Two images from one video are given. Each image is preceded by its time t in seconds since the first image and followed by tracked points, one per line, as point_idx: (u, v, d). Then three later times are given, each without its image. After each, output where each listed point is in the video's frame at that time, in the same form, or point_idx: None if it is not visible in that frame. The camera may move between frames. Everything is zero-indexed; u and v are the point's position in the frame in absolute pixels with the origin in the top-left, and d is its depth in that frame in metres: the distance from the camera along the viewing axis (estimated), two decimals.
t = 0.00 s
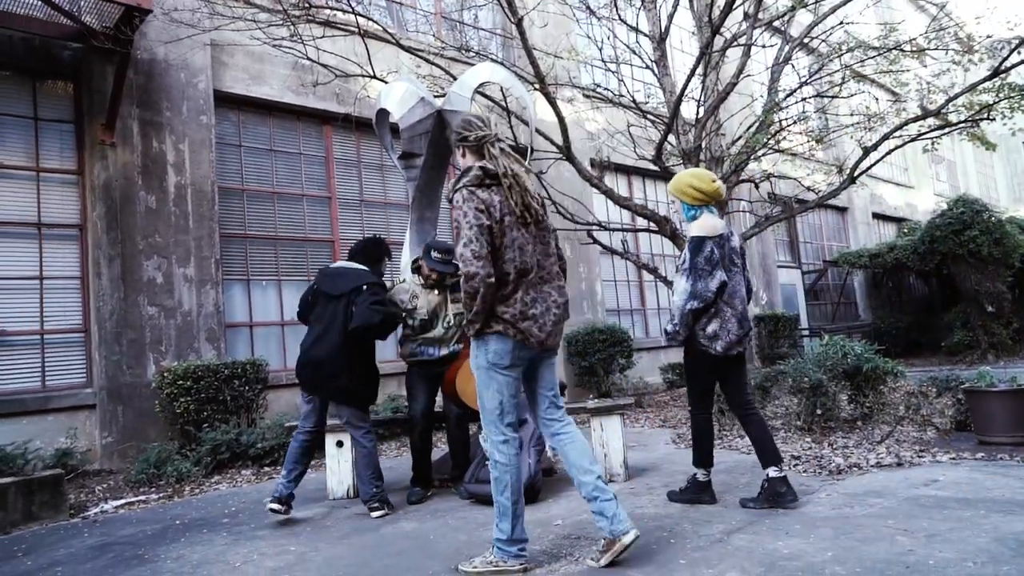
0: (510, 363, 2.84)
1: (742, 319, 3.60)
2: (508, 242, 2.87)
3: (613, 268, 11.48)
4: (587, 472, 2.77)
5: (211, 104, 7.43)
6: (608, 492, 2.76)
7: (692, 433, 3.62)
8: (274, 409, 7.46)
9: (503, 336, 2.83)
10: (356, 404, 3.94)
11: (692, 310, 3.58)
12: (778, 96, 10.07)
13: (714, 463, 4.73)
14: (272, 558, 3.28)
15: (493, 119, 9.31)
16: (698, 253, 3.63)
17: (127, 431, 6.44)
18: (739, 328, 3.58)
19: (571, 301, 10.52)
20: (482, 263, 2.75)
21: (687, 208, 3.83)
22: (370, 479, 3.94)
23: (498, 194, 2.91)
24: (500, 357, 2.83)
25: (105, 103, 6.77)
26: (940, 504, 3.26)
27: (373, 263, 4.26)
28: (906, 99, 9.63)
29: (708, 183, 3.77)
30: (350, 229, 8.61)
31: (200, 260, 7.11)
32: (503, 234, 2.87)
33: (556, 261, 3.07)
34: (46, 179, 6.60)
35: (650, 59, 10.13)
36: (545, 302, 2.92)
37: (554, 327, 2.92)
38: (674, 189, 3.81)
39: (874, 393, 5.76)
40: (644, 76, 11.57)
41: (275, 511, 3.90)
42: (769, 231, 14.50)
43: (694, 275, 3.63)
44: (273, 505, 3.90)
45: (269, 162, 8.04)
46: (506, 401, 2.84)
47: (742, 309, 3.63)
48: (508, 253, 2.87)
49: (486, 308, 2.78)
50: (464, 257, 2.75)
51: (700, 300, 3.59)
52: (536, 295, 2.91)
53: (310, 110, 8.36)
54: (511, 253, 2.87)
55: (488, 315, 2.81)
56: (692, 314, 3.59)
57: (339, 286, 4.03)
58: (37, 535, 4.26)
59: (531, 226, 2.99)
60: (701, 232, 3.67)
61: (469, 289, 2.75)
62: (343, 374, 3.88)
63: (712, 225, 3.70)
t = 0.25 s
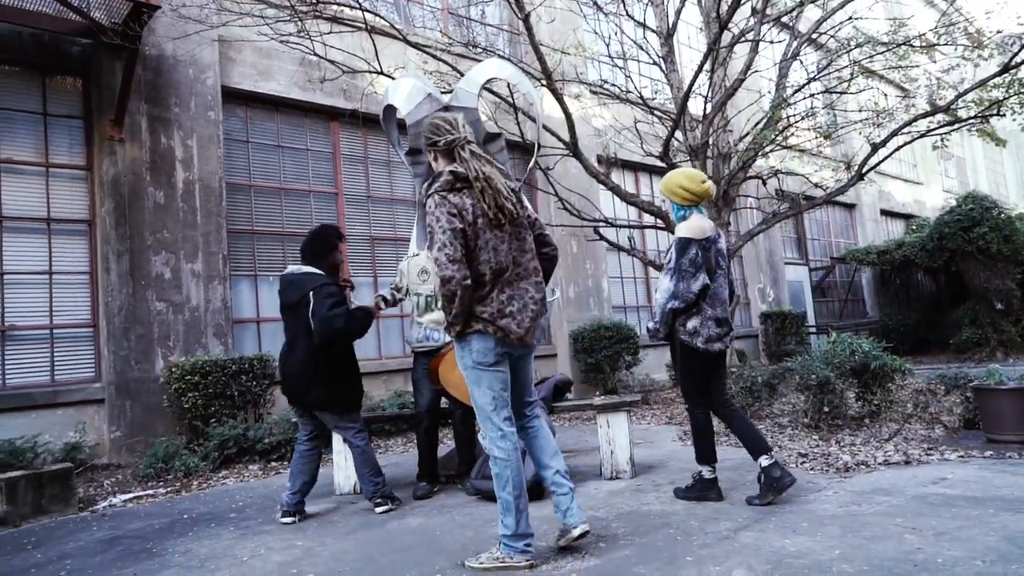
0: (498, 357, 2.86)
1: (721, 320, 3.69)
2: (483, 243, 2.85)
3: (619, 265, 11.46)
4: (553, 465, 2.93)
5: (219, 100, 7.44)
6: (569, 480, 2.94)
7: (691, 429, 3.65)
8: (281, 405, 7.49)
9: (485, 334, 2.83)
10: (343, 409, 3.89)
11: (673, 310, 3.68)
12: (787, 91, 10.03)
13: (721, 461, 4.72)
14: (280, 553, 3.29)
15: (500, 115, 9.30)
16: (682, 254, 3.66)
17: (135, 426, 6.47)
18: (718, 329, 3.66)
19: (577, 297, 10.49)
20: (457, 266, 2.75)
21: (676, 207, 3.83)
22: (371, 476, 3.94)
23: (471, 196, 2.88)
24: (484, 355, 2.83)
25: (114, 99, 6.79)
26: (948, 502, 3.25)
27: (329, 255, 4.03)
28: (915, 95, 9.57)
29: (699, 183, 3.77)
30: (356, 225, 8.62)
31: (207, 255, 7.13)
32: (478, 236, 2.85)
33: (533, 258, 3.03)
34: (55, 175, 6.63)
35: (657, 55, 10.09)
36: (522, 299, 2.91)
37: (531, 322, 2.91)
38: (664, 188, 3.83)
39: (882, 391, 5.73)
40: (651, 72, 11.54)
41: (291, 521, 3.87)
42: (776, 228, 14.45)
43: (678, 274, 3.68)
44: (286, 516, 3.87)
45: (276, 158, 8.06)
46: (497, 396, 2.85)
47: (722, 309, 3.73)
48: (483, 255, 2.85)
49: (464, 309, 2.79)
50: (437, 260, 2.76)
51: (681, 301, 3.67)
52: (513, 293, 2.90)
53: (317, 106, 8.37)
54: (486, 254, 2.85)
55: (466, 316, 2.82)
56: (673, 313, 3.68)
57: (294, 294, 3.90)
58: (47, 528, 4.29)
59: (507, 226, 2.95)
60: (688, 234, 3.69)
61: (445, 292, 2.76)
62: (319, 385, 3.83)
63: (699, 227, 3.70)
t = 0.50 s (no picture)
0: (493, 357, 2.96)
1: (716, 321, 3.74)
2: (471, 245, 2.96)
3: (626, 264, 11.45)
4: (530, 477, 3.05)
5: (227, 97, 7.47)
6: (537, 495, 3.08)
7: (694, 431, 3.62)
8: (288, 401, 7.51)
9: (477, 335, 2.93)
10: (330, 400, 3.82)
11: (670, 310, 3.69)
12: (796, 92, 9.98)
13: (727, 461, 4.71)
14: (286, 549, 3.30)
15: (508, 113, 9.30)
16: (678, 256, 3.71)
17: (142, 421, 6.50)
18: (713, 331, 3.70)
19: (583, 296, 10.49)
20: (444, 268, 2.88)
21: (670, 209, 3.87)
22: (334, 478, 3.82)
23: (458, 199, 2.99)
24: (479, 354, 2.94)
25: (124, 95, 6.81)
26: (955, 505, 3.23)
27: (295, 248, 4.00)
28: (925, 96, 9.52)
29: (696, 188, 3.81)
30: (363, 222, 8.64)
31: (215, 252, 7.16)
32: (465, 237, 2.96)
33: (525, 259, 3.11)
34: (65, 171, 6.66)
35: (666, 54, 10.06)
36: (512, 300, 2.99)
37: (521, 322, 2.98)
38: (660, 189, 3.87)
39: (890, 393, 5.71)
40: (659, 71, 11.51)
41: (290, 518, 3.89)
42: (783, 228, 14.41)
43: (674, 275, 3.71)
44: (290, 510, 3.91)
45: (284, 154, 8.07)
46: (494, 394, 2.94)
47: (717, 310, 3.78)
48: (471, 256, 2.96)
49: (453, 310, 2.91)
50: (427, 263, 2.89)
51: (678, 302, 3.69)
52: (503, 294, 2.99)
53: (325, 103, 8.38)
54: (474, 255, 2.96)
55: (456, 316, 2.94)
56: (671, 314, 3.69)
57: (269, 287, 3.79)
58: (54, 522, 4.32)
59: (496, 227, 3.03)
60: (682, 237, 3.74)
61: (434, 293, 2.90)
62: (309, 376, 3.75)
63: (693, 229, 3.76)
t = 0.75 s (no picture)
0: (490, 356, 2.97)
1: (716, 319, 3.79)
2: (470, 246, 2.99)
3: (631, 264, 11.43)
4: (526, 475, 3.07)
5: (234, 95, 7.48)
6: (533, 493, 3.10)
7: (702, 434, 3.57)
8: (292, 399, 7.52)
9: (474, 335, 2.94)
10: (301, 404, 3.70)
11: (675, 310, 3.70)
12: (803, 93, 9.96)
13: (732, 463, 4.70)
14: (291, 546, 3.30)
15: (514, 113, 9.30)
16: (679, 254, 3.72)
17: (148, 417, 6.52)
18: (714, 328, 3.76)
19: (588, 296, 10.47)
20: (442, 265, 2.90)
21: (664, 207, 3.93)
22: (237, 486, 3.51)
23: (461, 200, 3.04)
24: (476, 353, 2.94)
25: (131, 92, 6.83)
26: (962, 508, 3.22)
27: (270, 243, 3.81)
28: (933, 98, 9.49)
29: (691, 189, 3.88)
30: (369, 221, 8.65)
31: (221, 250, 7.18)
32: (464, 238, 2.99)
33: (523, 267, 3.14)
34: (72, 168, 6.68)
35: (672, 55, 10.05)
36: (510, 304, 3.01)
37: (516, 327, 3.01)
38: (657, 188, 3.93)
39: (896, 395, 5.69)
40: (665, 71, 11.49)
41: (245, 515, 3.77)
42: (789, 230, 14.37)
43: (677, 274, 3.71)
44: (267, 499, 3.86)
45: (290, 153, 8.09)
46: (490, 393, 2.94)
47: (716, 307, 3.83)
48: (469, 257, 2.98)
49: (450, 308, 2.92)
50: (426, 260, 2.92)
51: (683, 300, 3.71)
52: (501, 296, 3.00)
53: (331, 102, 8.39)
54: (472, 256, 2.98)
55: (453, 315, 2.96)
56: (677, 313, 3.70)
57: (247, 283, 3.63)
58: (60, 517, 4.33)
59: (497, 232, 3.08)
60: (681, 235, 3.78)
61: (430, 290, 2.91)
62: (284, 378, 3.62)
63: (689, 229, 3.81)
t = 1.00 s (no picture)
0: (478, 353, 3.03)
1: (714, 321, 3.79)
2: (468, 246, 3.05)
3: (635, 263, 11.42)
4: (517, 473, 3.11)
5: (238, 95, 7.49)
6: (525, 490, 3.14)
7: (705, 433, 3.58)
8: (297, 398, 7.54)
9: (466, 332, 3.00)
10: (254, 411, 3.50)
11: (680, 309, 3.62)
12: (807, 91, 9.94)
13: (737, 462, 4.70)
14: (296, 545, 3.31)
15: (519, 112, 9.31)
16: (682, 253, 3.68)
17: (153, 416, 6.55)
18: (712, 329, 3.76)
19: (592, 295, 10.47)
20: (440, 263, 2.97)
21: (659, 208, 3.89)
22: (220, 497, 3.45)
23: (463, 201, 3.11)
24: (467, 350, 3.00)
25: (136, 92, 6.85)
26: (968, 508, 3.22)
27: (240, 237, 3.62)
28: (938, 96, 9.45)
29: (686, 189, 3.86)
30: (373, 220, 8.66)
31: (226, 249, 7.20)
32: (464, 238, 3.05)
33: (518, 272, 3.22)
34: (77, 167, 6.69)
35: (676, 54, 10.04)
36: (503, 305, 3.08)
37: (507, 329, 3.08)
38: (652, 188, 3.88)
39: (901, 395, 5.67)
40: (669, 70, 11.48)
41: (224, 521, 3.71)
42: (793, 228, 14.34)
43: (680, 274, 3.66)
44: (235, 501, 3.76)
45: (295, 152, 8.10)
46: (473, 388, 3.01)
47: (711, 308, 3.83)
48: (466, 256, 3.05)
49: (443, 305, 3.00)
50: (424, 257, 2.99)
51: (687, 299, 3.66)
52: (495, 296, 3.06)
53: (336, 101, 8.40)
54: (469, 256, 3.05)
55: (447, 312, 3.02)
56: (682, 312, 3.63)
57: (207, 283, 3.46)
58: (67, 515, 4.35)
59: (496, 235, 3.15)
60: (682, 233, 3.74)
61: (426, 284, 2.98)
62: (245, 384, 3.46)
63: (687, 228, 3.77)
